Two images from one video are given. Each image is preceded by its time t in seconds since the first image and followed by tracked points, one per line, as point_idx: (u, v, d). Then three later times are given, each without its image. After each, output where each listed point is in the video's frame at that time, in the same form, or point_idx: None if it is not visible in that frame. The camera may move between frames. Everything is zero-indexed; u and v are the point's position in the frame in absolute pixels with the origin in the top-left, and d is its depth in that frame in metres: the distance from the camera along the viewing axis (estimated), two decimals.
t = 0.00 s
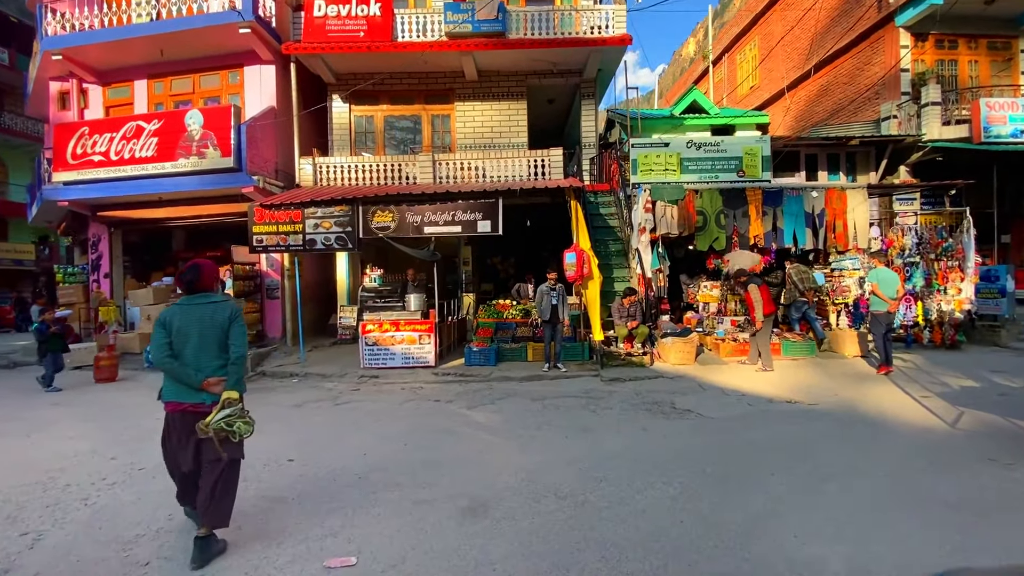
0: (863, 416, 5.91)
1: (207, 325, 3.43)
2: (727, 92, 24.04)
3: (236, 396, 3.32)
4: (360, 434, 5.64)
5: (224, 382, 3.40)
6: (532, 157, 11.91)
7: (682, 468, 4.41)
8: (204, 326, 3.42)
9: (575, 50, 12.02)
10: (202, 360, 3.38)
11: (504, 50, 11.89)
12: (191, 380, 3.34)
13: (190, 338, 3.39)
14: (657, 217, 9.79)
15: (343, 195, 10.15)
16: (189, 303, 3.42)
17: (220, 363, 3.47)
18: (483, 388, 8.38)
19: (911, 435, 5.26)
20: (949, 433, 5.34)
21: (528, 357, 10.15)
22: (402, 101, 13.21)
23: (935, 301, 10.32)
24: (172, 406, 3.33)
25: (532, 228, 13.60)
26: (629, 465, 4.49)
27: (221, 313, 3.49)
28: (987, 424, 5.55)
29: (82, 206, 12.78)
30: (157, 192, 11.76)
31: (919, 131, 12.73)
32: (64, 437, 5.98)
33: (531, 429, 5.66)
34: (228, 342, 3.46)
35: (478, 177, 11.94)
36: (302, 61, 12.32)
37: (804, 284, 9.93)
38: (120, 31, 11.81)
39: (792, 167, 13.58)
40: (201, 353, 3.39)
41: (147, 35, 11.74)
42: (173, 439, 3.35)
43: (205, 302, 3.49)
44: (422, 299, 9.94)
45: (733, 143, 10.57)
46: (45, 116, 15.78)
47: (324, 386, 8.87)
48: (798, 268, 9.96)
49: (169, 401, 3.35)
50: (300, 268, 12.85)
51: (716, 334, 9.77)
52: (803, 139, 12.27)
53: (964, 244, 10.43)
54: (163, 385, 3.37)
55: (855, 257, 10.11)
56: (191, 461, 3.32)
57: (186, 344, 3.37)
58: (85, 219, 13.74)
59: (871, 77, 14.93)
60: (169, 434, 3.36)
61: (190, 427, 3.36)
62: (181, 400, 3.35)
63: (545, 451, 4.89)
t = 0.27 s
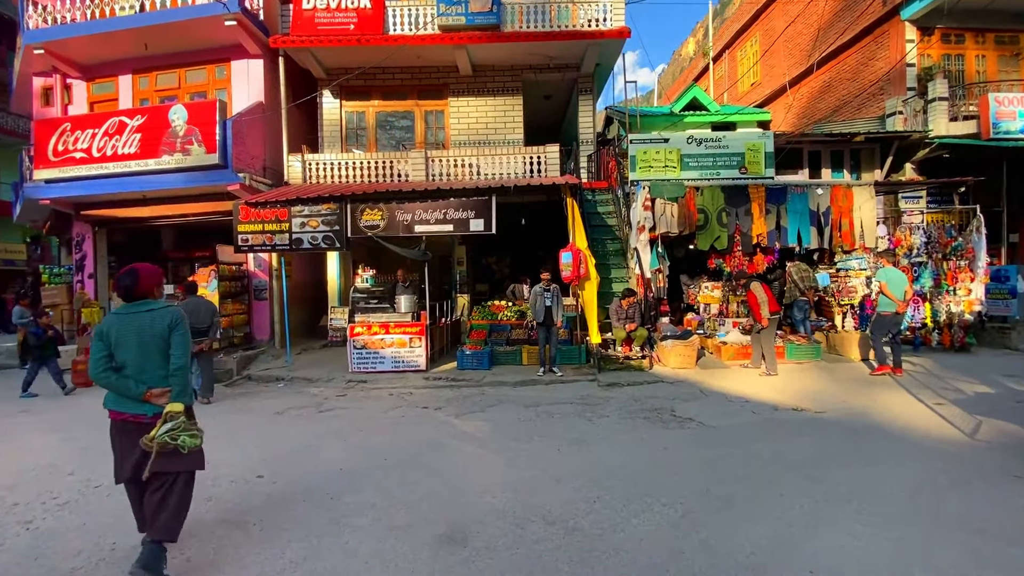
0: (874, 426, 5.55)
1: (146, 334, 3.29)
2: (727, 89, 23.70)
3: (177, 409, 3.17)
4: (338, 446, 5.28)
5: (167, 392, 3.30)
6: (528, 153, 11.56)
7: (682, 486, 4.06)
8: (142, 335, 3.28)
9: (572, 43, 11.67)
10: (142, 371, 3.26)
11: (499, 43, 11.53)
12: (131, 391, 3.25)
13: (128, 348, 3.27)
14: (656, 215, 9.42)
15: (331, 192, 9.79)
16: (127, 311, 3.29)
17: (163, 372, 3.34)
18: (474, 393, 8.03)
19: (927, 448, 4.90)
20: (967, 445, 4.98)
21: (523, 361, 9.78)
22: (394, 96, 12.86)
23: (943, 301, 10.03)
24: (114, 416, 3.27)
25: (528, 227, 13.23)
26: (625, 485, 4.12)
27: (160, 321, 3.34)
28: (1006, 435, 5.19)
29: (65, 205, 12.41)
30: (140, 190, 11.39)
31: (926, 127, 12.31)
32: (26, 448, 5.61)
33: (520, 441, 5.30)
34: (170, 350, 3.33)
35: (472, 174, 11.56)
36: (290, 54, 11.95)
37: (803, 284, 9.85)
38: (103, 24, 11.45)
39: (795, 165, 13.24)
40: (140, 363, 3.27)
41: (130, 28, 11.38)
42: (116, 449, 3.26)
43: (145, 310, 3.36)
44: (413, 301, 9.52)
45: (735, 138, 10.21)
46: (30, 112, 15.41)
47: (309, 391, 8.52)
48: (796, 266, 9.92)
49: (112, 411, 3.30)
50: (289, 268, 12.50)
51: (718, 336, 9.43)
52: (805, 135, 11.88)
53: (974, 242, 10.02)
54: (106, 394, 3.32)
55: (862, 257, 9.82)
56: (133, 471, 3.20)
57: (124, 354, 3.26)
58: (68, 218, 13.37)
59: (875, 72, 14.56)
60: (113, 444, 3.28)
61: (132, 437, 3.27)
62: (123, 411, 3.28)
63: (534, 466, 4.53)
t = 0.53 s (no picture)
0: (882, 431, 5.18)
1: (72, 329, 3.13)
2: (725, 85, 23.39)
3: (99, 408, 3.03)
4: (307, 455, 4.91)
5: (92, 390, 3.14)
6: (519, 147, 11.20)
7: (674, 500, 3.70)
8: (69, 330, 3.12)
9: (564, 33, 11.31)
10: (66, 368, 3.10)
11: (488, 33, 11.15)
12: (52, 390, 3.06)
13: (52, 343, 3.10)
14: (651, 210, 9.04)
15: (313, 187, 9.41)
16: (52, 305, 3.12)
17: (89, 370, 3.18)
18: (460, 397, 7.66)
19: (940, 456, 4.52)
20: (983, 452, 4.60)
21: (513, 363, 9.37)
22: (382, 89, 12.49)
23: (949, 298, 9.65)
24: (32, 416, 3.06)
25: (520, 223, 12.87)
26: (611, 500, 3.75)
27: (88, 316, 3.18)
28: None
29: (41, 202, 12.01)
30: (118, 187, 11.00)
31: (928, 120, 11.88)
32: None
33: (502, 449, 4.93)
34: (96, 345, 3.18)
35: (461, 169, 11.19)
36: (273, 46, 11.56)
37: (802, 280, 9.54)
38: (79, 15, 11.07)
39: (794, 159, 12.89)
40: (65, 359, 3.10)
41: (107, 19, 11.00)
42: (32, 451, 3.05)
43: (72, 303, 3.19)
44: (398, 300, 9.25)
45: (732, 130, 9.85)
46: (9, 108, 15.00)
47: (289, 395, 8.14)
48: (796, 261, 9.59)
49: (30, 410, 3.09)
50: (274, 267, 12.12)
51: (715, 335, 9.08)
52: (804, 128, 11.51)
53: (981, 237, 9.75)
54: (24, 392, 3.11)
55: (865, 252, 9.48)
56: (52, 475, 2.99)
57: (47, 350, 3.08)
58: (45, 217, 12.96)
59: (875, 64, 14.20)
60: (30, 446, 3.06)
61: (50, 439, 3.06)
62: (42, 411, 3.08)
63: (514, 478, 4.17)
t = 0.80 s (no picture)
0: (888, 441, 4.87)
1: (15, 349, 3.03)
2: (721, 82, 23.13)
3: (59, 426, 3.00)
4: (275, 472, 4.60)
5: (49, 410, 3.08)
6: (509, 144, 10.90)
7: (665, 524, 3.40)
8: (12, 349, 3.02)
9: (555, 28, 11.01)
10: (13, 388, 3.01)
11: (477, 28, 10.83)
12: None
13: None
14: (645, 208, 8.73)
15: (294, 187, 9.08)
16: None
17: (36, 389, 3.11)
18: (445, 404, 7.34)
19: (951, 469, 4.22)
20: (997, 465, 4.30)
21: (503, 368, 9.05)
22: (369, 86, 12.17)
23: (951, 298, 9.34)
24: None
25: (511, 223, 12.56)
26: (597, 524, 3.45)
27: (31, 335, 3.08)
28: None
29: (18, 204, 11.65)
30: (95, 187, 10.64)
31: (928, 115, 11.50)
32: None
33: (484, 464, 4.62)
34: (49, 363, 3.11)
35: (449, 167, 10.85)
36: (256, 42, 11.23)
37: (796, 281, 9.27)
38: (54, 12, 10.73)
39: (791, 156, 12.61)
40: (10, 379, 3.02)
41: (82, 16, 10.65)
42: None
43: (14, 321, 3.08)
44: (383, 303, 8.85)
45: (728, 125, 9.56)
46: None
47: (269, 403, 7.81)
48: (790, 260, 9.31)
49: None
50: (260, 270, 11.79)
51: (712, 337, 8.80)
52: (801, 124, 11.21)
53: (983, 236, 9.39)
54: None
55: (865, 250, 9.11)
56: None
57: None
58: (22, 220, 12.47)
59: (874, 59, 13.85)
60: None
61: None
62: None
63: (494, 499, 3.86)
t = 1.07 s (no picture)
0: (893, 444, 4.58)
1: None
2: (714, 77, 22.89)
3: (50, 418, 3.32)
4: (237, 487, 4.26)
5: (7, 412, 3.13)
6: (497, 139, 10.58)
7: (654, 543, 3.12)
8: None
9: (543, 19, 10.71)
10: None
11: (462, 19, 10.51)
12: None
13: None
14: (637, 203, 8.43)
15: (272, 184, 8.74)
16: None
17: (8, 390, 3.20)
18: (429, 409, 7.01)
19: (963, 475, 3.93)
20: (1011, 470, 4.01)
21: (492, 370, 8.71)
22: (353, 81, 11.83)
23: (952, 293, 9.12)
24: None
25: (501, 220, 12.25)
26: (580, 544, 3.14)
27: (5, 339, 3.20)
28: None
29: None
30: (67, 188, 10.26)
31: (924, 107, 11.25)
32: None
33: (463, 475, 4.30)
34: (9, 367, 3.22)
35: (436, 163, 10.51)
36: (234, 36, 10.88)
37: (789, 277, 9.08)
38: (23, 6, 10.34)
39: (786, 150, 12.36)
40: None
41: (52, 10, 10.27)
42: None
43: None
44: (367, 304, 8.43)
45: (721, 117, 9.28)
46: None
47: (246, 410, 7.48)
48: (783, 256, 9.12)
49: None
50: (242, 272, 11.44)
51: (707, 335, 8.54)
52: (795, 116, 11.00)
53: (984, 227, 9.13)
54: None
55: (863, 244, 8.75)
56: None
57: None
58: None
59: (868, 50, 13.52)
60: None
61: None
62: None
63: (470, 515, 3.56)
